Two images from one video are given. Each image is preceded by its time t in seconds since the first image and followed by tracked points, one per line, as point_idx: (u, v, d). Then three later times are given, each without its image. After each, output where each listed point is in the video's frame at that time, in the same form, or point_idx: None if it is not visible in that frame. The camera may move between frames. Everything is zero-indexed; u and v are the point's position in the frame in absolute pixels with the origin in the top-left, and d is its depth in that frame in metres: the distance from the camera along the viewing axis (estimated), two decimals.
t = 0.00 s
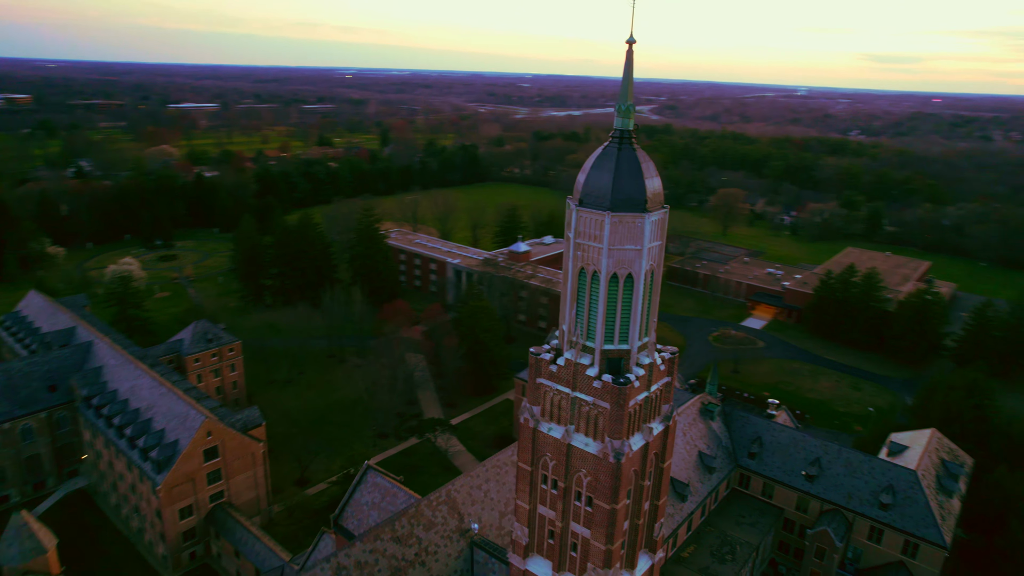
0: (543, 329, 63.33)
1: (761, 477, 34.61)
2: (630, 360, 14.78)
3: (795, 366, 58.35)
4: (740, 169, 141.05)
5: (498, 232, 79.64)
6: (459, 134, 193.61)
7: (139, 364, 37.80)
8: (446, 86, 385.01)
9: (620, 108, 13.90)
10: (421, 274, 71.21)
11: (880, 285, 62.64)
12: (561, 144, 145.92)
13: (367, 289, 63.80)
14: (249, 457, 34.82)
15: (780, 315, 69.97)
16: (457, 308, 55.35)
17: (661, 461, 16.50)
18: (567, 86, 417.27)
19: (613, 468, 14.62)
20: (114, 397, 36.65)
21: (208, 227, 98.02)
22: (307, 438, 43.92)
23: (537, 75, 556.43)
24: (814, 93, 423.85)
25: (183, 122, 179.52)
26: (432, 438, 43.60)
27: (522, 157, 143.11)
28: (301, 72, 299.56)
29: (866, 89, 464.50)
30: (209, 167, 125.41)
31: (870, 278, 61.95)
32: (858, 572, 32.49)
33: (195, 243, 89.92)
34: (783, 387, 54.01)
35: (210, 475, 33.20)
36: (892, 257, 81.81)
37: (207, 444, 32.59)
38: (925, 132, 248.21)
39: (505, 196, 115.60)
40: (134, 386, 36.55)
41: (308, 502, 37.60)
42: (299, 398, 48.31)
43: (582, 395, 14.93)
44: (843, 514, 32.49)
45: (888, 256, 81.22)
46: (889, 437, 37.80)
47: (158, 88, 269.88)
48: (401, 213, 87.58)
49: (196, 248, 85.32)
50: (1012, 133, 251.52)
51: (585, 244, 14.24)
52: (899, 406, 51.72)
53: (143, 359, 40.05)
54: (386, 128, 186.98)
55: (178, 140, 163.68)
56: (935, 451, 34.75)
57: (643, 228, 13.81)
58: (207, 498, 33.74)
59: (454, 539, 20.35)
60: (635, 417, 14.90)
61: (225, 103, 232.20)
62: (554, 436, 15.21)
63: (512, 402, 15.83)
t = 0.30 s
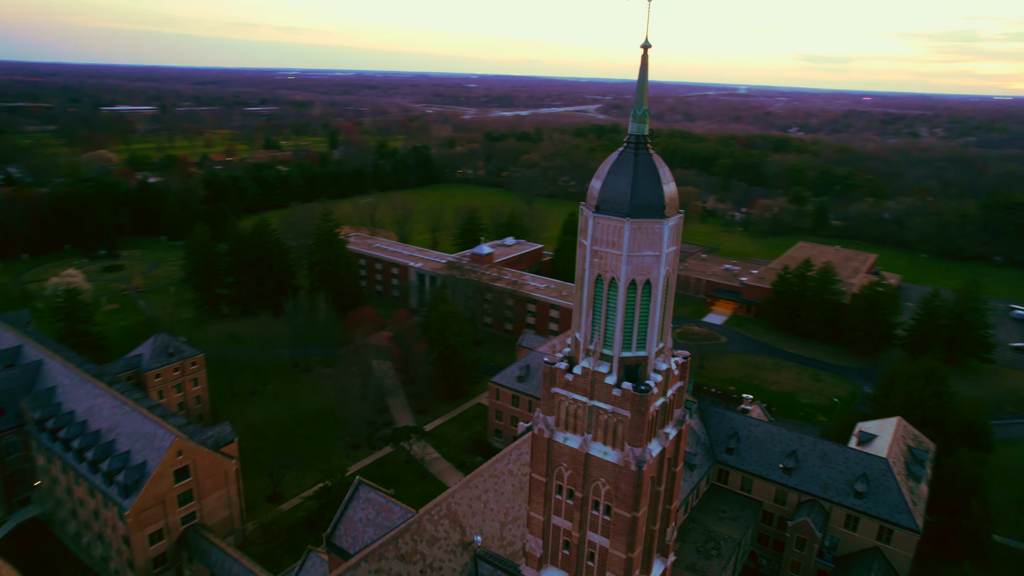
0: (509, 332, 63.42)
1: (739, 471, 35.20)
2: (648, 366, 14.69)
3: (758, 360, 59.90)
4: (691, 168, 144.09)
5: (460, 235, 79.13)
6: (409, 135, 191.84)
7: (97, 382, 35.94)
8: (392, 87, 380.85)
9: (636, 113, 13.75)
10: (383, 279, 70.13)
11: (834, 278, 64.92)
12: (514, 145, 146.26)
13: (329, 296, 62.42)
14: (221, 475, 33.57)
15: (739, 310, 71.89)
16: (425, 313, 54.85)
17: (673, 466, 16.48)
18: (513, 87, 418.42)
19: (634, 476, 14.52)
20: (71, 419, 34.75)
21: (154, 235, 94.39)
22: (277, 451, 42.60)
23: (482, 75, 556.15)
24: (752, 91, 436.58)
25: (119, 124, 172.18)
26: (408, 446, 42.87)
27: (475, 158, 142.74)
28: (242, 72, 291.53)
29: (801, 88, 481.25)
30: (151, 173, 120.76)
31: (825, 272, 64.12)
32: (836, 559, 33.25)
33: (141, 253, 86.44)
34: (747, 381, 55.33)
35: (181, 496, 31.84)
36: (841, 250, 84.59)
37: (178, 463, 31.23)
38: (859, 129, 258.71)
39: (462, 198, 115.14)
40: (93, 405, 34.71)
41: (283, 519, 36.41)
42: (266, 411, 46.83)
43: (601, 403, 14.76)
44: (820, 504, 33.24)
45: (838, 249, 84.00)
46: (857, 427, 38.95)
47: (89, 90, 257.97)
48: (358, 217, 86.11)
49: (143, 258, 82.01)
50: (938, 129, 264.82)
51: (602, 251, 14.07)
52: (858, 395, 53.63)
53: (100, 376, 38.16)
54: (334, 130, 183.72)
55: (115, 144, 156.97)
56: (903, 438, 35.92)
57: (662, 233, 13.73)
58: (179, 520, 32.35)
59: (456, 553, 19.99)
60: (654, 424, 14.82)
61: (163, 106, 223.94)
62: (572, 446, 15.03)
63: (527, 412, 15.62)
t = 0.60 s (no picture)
0: (473, 335, 63.04)
1: (716, 467, 35.77)
2: (663, 373, 14.63)
3: (719, 354, 61.29)
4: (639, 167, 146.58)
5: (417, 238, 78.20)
6: (355, 137, 188.81)
7: (47, 406, 33.82)
8: (333, 88, 373.94)
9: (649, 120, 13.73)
10: (340, 286, 68.67)
11: (787, 273, 67.23)
12: (464, 148, 145.76)
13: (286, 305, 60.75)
14: (189, 498, 32.23)
15: (697, 306, 74.03)
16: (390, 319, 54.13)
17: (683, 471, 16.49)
18: (457, 87, 416.90)
19: (654, 484, 14.41)
20: (21, 446, 32.60)
21: (91, 246, 89.96)
22: (243, 468, 41.10)
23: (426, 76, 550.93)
24: (691, 90, 447.35)
25: (44, 128, 163.32)
26: (381, 457, 42.06)
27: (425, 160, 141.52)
28: (175, 72, 281.40)
29: (737, 87, 495.69)
30: (84, 180, 115.08)
31: (779, 267, 66.31)
32: (811, 548, 33.98)
33: (79, 264, 82.29)
34: (710, 375, 56.64)
35: (148, 522, 30.38)
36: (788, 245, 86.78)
37: (144, 487, 29.75)
38: (794, 126, 268.18)
39: (415, 200, 113.95)
40: (44, 430, 32.64)
41: (256, 538, 35.18)
42: (228, 426, 45.10)
43: (618, 412, 14.61)
44: (795, 496, 33.95)
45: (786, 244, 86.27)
46: (823, 417, 40.20)
47: (8, 92, 243.71)
48: (311, 222, 84.19)
49: (83, 269, 78.07)
50: (867, 126, 277.07)
51: (618, 258, 13.92)
52: (816, 385, 55.52)
53: (51, 399, 36.05)
54: (277, 133, 179.19)
55: (41, 150, 148.79)
56: (868, 426, 37.12)
57: (678, 238, 13.72)
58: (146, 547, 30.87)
59: (458, 568, 19.70)
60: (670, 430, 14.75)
61: (91, 109, 213.74)
62: (589, 456, 14.83)
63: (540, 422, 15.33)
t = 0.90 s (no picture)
0: (433, 340, 62.25)
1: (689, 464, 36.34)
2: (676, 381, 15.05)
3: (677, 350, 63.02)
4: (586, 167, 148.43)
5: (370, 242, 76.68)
6: (296, 140, 184.28)
7: None
8: (269, 89, 363.90)
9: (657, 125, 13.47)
10: (293, 294, 66.71)
11: (739, 269, 69.64)
12: (411, 150, 144.21)
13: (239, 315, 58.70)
14: (153, 525, 30.68)
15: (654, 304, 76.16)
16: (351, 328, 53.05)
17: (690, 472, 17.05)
18: (397, 87, 412.29)
19: (669, 491, 14.85)
20: None
21: (18, 259, 84.72)
22: (206, 488, 39.43)
23: (364, 77, 542.93)
24: (628, 90, 454.68)
25: None
26: (350, 470, 41.01)
27: (371, 163, 139.36)
28: (98, 71, 268.30)
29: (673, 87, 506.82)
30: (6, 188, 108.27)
31: (731, 264, 68.76)
32: (784, 538, 34.70)
33: (7, 279, 77.40)
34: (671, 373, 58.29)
35: (110, 553, 28.73)
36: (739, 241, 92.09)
37: (105, 517, 28.11)
38: (730, 125, 276.09)
39: (363, 204, 112.07)
40: None
41: (225, 562, 33.77)
42: (185, 444, 43.14)
43: (634, 421, 14.97)
44: (767, 488, 34.69)
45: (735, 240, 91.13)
46: (787, 410, 41.63)
47: None
48: (258, 228, 81.64)
49: (11, 284, 73.46)
50: (798, 124, 287.91)
51: (634, 266, 14.30)
52: (772, 378, 57.30)
53: None
54: (214, 137, 173.13)
55: None
56: (832, 417, 38.38)
57: (692, 245, 14.22)
58: None
59: None
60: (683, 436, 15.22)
61: (8, 112, 201.41)
62: (603, 466, 15.24)
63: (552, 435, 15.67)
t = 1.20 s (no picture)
0: (390, 347, 61.25)
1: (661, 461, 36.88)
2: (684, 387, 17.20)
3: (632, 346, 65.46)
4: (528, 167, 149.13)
5: (319, 248, 74.87)
6: (230, 145, 178.12)
7: None
8: (195, 91, 350.10)
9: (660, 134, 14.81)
10: (240, 304, 64.39)
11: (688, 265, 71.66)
12: (352, 153, 141.39)
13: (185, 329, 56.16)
14: (113, 559, 29.03)
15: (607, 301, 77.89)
16: (308, 337, 51.73)
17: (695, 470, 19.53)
18: (329, 88, 403.28)
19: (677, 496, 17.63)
20: None
21: None
22: (163, 512, 37.54)
23: (294, 78, 529.20)
24: (563, 89, 458.56)
25: None
26: (317, 485, 39.94)
27: (310, 166, 135.90)
28: (9, 71, 252.12)
29: (607, 86, 514.39)
30: None
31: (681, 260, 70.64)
32: (755, 527, 35.60)
33: None
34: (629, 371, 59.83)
35: None
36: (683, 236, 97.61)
37: (61, 555, 26.36)
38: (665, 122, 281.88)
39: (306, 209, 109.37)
40: None
41: None
42: (136, 469, 41.02)
43: (646, 431, 17.35)
44: (738, 480, 35.45)
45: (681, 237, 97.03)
46: (748, 402, 43.22)
47: None
48: (198, 237, 78.52)
49: None
50: (729, 120, 296.53)
51: (648, 273, 16.02)
52: (727, 371, 59.03)
53: None
54: (140, 142, 165.33)
55: None
56: (793, 407, 39.75)
57: (701, 252, 16.00)
58: None
59: None
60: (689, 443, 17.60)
61: None
62: (617, 477, 17.62)
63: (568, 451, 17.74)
